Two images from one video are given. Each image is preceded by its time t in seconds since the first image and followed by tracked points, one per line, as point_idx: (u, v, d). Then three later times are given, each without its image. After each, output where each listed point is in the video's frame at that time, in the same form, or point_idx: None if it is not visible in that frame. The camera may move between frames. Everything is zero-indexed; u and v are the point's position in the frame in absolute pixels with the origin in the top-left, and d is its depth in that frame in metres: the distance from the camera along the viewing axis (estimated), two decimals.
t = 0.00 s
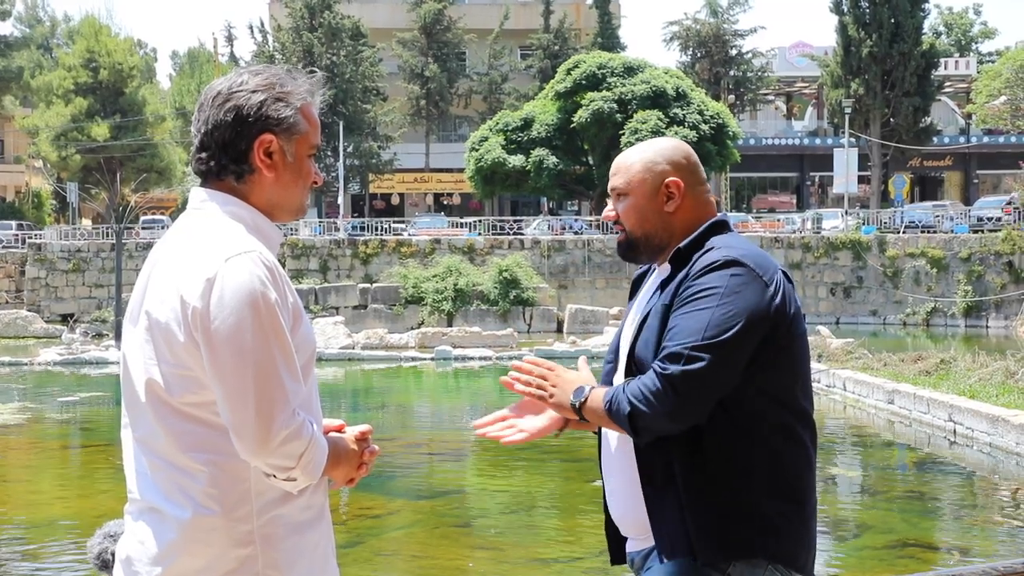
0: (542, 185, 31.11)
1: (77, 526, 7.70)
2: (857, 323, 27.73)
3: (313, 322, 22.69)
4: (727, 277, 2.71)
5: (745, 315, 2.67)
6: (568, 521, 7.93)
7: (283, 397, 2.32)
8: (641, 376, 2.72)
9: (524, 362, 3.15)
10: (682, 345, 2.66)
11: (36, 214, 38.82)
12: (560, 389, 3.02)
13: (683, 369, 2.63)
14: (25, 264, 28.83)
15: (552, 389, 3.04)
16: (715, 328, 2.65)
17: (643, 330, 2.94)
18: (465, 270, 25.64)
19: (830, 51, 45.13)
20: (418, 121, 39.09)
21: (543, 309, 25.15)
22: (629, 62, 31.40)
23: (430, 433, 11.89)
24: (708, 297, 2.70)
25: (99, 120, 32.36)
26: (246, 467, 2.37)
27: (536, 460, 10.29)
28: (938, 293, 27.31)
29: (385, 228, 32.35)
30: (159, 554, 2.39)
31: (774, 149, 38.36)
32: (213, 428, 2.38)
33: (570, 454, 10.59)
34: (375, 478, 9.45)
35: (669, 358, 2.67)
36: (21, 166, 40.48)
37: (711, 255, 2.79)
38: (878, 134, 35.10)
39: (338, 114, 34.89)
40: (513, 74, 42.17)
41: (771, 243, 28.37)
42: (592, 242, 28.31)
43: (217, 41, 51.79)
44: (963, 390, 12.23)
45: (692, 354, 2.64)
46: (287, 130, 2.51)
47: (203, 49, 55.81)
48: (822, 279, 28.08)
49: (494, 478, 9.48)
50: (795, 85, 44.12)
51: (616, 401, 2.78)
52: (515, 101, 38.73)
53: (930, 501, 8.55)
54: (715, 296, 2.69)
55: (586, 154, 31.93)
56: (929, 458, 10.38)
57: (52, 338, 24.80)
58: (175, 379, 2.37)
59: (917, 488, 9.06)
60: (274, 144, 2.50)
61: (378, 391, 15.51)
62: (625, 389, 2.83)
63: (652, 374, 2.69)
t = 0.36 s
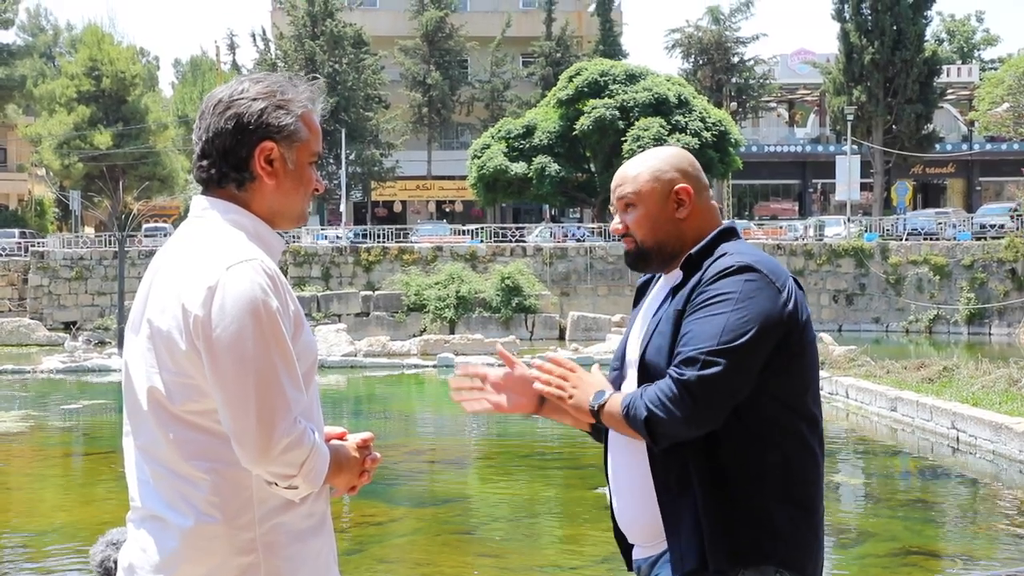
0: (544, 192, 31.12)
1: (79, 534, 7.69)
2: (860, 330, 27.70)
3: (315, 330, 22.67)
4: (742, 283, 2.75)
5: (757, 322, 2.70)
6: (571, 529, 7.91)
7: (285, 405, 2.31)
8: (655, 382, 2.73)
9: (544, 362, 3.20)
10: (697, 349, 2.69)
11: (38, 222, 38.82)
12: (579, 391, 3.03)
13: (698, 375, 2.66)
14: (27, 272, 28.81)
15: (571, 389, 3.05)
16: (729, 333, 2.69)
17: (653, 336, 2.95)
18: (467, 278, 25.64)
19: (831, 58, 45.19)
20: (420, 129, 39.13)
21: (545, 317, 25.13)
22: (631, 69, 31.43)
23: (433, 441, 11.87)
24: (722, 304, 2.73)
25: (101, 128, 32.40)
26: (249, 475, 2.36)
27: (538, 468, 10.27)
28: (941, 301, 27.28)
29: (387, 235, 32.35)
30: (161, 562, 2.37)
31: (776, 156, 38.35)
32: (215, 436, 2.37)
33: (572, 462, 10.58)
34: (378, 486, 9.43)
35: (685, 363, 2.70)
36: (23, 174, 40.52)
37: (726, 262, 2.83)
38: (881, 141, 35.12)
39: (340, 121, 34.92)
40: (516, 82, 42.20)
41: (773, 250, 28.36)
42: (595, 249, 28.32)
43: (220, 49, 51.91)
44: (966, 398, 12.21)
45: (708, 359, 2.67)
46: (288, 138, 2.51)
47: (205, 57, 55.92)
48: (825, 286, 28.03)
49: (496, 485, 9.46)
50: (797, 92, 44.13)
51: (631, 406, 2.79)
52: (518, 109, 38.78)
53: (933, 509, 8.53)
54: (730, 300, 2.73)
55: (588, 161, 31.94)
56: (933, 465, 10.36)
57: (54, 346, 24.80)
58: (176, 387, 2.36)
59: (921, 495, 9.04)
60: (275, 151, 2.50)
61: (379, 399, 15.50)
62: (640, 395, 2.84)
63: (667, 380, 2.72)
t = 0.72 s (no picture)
0: (548, 192, 31.13)
1: (82, 531, 7.70)
2: (864, 333, 27.69)
3: (318, 329, 22.68)
4: (750, 286, 2.75)
5: (766, 325, 2.70)
6: (572, 529, 7.91)
7: (288, 403, 2.31)
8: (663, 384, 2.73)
9: (553, 365, 3.17)
10: (706, 352, 2.69)
11: (43, 219, 38.89)
12: (587, 393, 3.02)
13: (707, 377, 2.66)
14: (32, 269, 28.85)
15: (581, 392, 3.04)
16: (739, 335, 2.68)
17: (660, 337, 2.95)
18: (470, 277, 25.66)
19: (836, 60, 45.17)
20: (425, 128, 39.16)
21: (548, 317, 25.13)
22: (636, 70, 31.42)
23: (435, 440, 11.86)
24: (730, 306, 2.73)
25: (106, 125, 32.46)
26: (252, 473, 2.36)
27: (541, 468, 10.26)
28: (944, 303, 27.21)
29: (391, 235, 32.36)
30: (163, 559, 2.37)
31: (781, 157, 38.33)
32: (218, 434, 2.37)
33: (575, 462, 10.57)
34: (380, 485, 9.42)
35: (694, 366, 2.70)
36: (29, 171, 40.58)
37: (731, 265, 2.82)
38: (886, 143, 35.11)
39: (344, 120, 34.93)
40: (520, 81, 42.20)
41: (777, 252, 28.34)
42: (598, 249, 28.32)
43: (225, 47, 51.97)
44: (969, 401, 12.20)
45: (717, 362, 2.67)
46: (293, 136, 2.50)
47: (211, 55, 55.98)
48: (829, 289, 28.08)
49: (499, 485, 9.45)
50: (802, 94, 44.09)
51: (641, 407, 2.79)
52: (522, 108, 38.80)
53: (936, 512, 8.51)
54: (739, 303, 2.73)
55: (592, 162, 31.93)
56: (936, 468, 10.34)
57: (58, 342, 24.83)
58: (180, 384, 2.37)
59: (923, 498, 9.03)
60: (280, 149, 2.49)
61: (382, 398, 15.51)
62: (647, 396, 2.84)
63: (676, 382, 2.71)
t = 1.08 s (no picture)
0: (552, 190, 31.12)
1: (86, 526, 7.71)
2: (867, 332, 27.67)
3: (322, 326, 22.69)
4: (755, 285, 2.74)
5: (771, 323, 2.70)
6: (576, 527, 7.91)
7: (291, 399, 2.31)
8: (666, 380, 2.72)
9: (555, 361, 3.16)
10: (710, 349, 2.69)
11: (47, 216, 38.97)
12: (589, 390, 3.03)
13: (711, 374, 2.65)
14: (36, 266, 28.88)
15: (583, 388, 3.04)
16: (743, 333, 2.68)
17: (664, 334, 2.95)
18: (474, 275, 25.67)
19: (841, 60, 45.12)
20: (429, 126, 39.17)
21: (551, 315, 25.11)
22: (640, 69, 31.40)
23: (437, 438, 11.86)
24: (735, 304, 2.73)
25: (110, 122, 32.52)
26: (255, 468, 2.36)
27: (543, 466, 10.26)
28: (948, 303, 27.19)
29: (395, 232, 32.36)
30: (165, 555, 2.37)
31: (785, 157, 38.29)
32: (221, 430, 2.37)
33: (578, 460, 10.58)
34: (382, 483, 9.41)
35: (697, 363, 2.70)
36: (33, 167, 40.62)
37: (738, 264, 2.82)
38: (890, 143, 35.07)
39: (348, 117, 34.93)
40: (524, 79, 42.18)
41: (781, 251, 28.32)
42: (602, 248, 28.31)
43: (229, 44, 51.98)
44: (973, 401, 12.18)
45: (722, 359, 2.66)
46: (296, 132, 2.50)
47: (215, 53, 56.00)
48: (832, 289, 28.00)
49: (501, 482, 9.45)
50: (806, 93, 43.98)
51: (643, 405, 2.79)
52: (526, 107, 38.77)
53: (938, 512, 8.50)
54: (744, 302, 2.72)
55: (596, 160, 31.91)
56: (939, 468, 10.33)
57: (61, 339, 24.85)
58: (182, 380, 2.36)
59: (925, 498, 9.02)
60: (283, 145, 2.49)
61: (385, 395, 15.51)
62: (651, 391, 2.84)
63: (679, 379, 2.71)
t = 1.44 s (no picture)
0: (556, 188, 31.11)
1: (89, 522, 7.72)
2: (871, 332, 27.63)
3: (325, 323, 22.68)
4: (759, 284, 2.75)
5: (774, 323, 2.70)
6: (578, 525, 7.91)
7: (294, 394, 2.31)
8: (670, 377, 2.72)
9: (558, 361, 3.16)
10: (714, 348, 2.68)
11: (51, 212, 39.04)
12: (593, 390, 3.02)
13: (715, 373, 2.65)
14: (40, 261, 28.92)
15: (587, 389, 3.04)
16: (748, 332, 2.68)
17: (667, 333, 2.95)
18: (478, 273, 25.68)
19: (846, 59, 45.09)
20: (434, 123, 39.18)
21: (555, 313, 25.09)
22: (645, 67, 31.38)
23: (441, 435, 11.86)
24: (739, 303, 2.73)
25: (115, 118, 32.55)
26: (257, 464, 2.36)
27: (546, 464, 10.25)
28: (952, 303, 27.16)
29: (399, 229, 32.36)
30: (167, 550, 2.38)
31: (790, 155, 38.25)
32: (224, 426, 2.37)
33: (581, 458, 10.57)
34: (385, 479, 9.42)
35: (701, 363, 2.70)
36: (38, 163, 40.68)
37: (741, 263, 2.82)
38: (895, 142, 34.99)
39: (353, 114, 34.94)
40: (529, 77, 42.16)
41: (785, 250, 28.27)
42: (606, 246, 28.29)
43: (235, 40, 52.01)
44: (977, 401, 12.16)
45: (725, 358, 2.66)
46: (299, 129, 2.51)
47: (220, 49, 56.03)
48: (836, 287, 27.98)
49: (504, 480, 9.44)
50: (812, 92, 43.90)
51: (647, 405, 2.79)
52: (531, 105, 38.74)
53: (942, 511, 8.49)
54: (748, 301, 2.72)
55: (601, 158, 31.88)
56: (942, 468, 10.31)
57: (65, 334, 24.87)
58: (185, 376, 2.37)
59: (928, 498, 9.01)
60: (286, 142, 2.49)
61: (389, 393, 15.51)
62: (655, 391, 2.84)
63: (683, 379, 2.71)
